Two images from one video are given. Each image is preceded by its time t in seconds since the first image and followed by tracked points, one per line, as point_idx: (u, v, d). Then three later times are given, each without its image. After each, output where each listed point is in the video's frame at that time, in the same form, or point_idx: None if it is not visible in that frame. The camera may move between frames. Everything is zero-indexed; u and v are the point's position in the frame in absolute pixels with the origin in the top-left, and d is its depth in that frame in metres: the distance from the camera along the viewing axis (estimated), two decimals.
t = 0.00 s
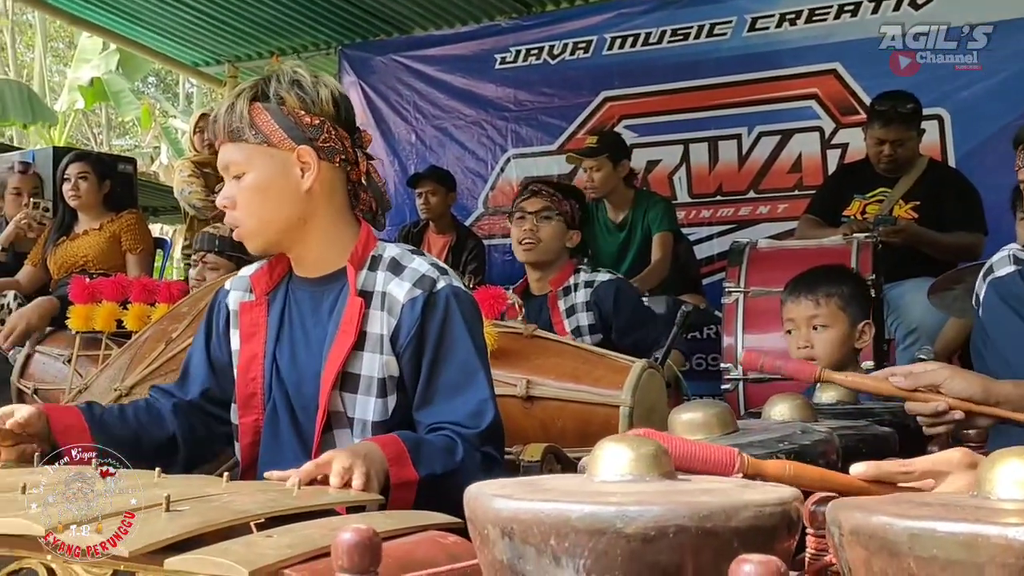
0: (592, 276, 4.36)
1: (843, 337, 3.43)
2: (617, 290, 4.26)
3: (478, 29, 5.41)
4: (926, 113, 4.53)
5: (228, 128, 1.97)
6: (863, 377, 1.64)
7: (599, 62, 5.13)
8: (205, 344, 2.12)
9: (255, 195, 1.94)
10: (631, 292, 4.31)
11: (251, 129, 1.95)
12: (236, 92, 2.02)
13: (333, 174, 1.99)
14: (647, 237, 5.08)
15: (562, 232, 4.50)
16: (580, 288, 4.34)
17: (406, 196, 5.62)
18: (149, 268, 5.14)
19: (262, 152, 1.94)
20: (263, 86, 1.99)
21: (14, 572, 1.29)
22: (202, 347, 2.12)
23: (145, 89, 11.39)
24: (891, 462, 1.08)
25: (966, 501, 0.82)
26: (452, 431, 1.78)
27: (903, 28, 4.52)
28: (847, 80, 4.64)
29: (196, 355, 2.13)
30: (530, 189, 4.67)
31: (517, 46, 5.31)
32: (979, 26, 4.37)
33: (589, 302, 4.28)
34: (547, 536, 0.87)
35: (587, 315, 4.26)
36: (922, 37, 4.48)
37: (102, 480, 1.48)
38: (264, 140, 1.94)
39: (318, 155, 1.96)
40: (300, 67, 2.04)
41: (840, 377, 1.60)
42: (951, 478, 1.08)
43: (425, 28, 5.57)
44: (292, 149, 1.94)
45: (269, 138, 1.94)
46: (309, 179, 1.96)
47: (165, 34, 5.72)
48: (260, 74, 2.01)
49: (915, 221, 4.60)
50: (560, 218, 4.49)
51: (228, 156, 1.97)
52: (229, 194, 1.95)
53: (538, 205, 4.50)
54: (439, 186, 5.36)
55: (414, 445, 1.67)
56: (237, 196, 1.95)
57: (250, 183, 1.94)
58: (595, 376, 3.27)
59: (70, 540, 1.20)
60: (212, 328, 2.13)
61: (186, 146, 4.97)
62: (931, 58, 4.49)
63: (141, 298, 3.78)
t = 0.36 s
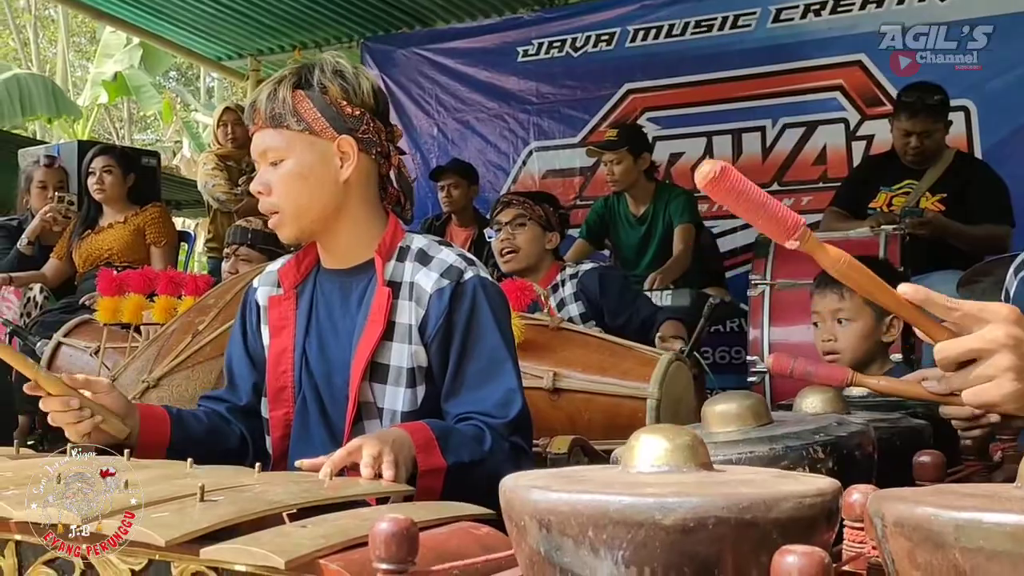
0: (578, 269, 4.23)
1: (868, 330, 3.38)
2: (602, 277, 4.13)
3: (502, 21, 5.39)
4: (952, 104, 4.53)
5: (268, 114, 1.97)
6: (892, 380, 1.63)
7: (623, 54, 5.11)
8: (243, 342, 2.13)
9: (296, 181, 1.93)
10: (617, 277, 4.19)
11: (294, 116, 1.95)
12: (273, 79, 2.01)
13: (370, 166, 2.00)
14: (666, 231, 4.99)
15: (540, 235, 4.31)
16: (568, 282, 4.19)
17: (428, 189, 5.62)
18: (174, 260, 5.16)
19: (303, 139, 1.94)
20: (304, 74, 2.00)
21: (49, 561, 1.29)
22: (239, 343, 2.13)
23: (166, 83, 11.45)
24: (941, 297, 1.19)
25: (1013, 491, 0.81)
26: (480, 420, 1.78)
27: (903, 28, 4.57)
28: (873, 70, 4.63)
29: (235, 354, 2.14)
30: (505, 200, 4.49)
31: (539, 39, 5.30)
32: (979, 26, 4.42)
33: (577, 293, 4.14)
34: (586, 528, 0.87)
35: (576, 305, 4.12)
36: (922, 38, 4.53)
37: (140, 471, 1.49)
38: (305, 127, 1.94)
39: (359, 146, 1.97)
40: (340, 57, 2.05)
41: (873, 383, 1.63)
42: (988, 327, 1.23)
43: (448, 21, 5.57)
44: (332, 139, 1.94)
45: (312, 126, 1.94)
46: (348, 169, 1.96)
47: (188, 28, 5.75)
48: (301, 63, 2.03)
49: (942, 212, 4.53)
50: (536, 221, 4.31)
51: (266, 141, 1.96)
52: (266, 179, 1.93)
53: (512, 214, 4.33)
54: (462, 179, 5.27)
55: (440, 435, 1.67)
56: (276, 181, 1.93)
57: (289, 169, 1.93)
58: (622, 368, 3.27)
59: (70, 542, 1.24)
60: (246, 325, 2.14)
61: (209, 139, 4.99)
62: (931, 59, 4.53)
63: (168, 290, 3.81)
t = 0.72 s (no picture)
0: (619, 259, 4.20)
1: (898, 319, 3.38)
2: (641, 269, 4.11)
3: (524, 12, 5.38)
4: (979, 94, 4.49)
5: (302, 101, 1.97)
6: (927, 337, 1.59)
7: (646, 44, 5.09)
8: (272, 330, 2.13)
9: (328, 168, 1.93)
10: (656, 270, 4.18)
11: (329, 103, 1.95)
12: (307, 66, 2.01)
13: (403, 155, 2.00)
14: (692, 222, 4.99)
15: (585, 219, 4.23)
16: (607, 271, 4.16)
17: (451, 181, 5.62)
18: (198, 252, 5.19)
19: (336, 126, 1.94)
20: (338, 60, 1.99)
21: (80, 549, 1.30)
22: (270, 332, 2.13)
23: (188, 76, 11.49)
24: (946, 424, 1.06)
25: None
26: (479, 411, 1.79)
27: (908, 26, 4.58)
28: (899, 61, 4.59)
29: (266, 344, 2.13)
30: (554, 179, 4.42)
31: (562, 30, 5.28)
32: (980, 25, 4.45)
33: (615, 283, 4.11)
34: (615, 522, 0.87)
35: (613, 295, 4.11)
36: (921, 37, 4.56)
37: (165, 460, 1.49)
38: (338, 114, 1.94)
39: (392, 134, 1.97)
40: (375, 45, 2.04)
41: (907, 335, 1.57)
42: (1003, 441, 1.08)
43: (470, 12, 5.56)
44: (366, 126, 1.95)
45: (345, 113, 1.94)
46: (381, 157, 1.96)
47: (211, 20, 5.76)
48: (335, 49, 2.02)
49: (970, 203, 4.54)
50: (582, 205, 4.22)
51: (298, 128, 1.96)
52: (298, 165, 1.93)
53: (558, 195, 4.27)
54: (483, 170, 5.26)
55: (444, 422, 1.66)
56: (309, 169, 1.93)
57: (322, 155, 1.93)
58: (647, 359, 3.26)
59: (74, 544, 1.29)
60: (275, 311, 2.14)
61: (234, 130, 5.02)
62: (931, 58, 4.56)
63: (193, 280, 3.85)
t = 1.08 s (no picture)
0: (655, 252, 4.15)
1: (921, 315, 3.36)
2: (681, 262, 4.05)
3: (544, 6, 5.38)
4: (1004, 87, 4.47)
5: (312, 94, 1.96)
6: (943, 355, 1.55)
7: (666, 38, 5.08)
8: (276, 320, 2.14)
9: (337, 163, 1.93)
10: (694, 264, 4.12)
11: (341, 99, 1.94)
12: (318, 60, 2.00)
13: (412, 151, 2.00)
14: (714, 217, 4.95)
15: (624, 209, 4.24)
16: (643, 265, 4.12)
17: (470, 175, 5.61)
18: (218, 247, 5.22)
19: (346, 122, 1.94)
20: (350, 54, 1.97)
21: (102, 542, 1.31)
22: (274, 326, 2.15)
23: (209, 71, 11.55)
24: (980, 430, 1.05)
25: None
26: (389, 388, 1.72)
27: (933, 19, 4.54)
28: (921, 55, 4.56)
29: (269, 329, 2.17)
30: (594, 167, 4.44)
31: (581, 23, 5.26)
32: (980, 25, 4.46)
33: (651, 277, 4.07)
34: (632, 517, 0.87)
35: (648, 290, 4.07)
36: (922, 38, 4.55)
37: (187, 454, 1.49)
38: (350, 109, 1.94)
39: (402, 130, 1.97)
40: (388, 39, 2.02)
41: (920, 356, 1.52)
42: None
43: (489, 6, 5.55)
44: (376, 122, 1.94)
45: (356, 109, 1.93)
46: (390, 153, 1.96)
47: (232, 16, 5.79)
48: (348, 43, 2.00)
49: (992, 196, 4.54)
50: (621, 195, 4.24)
51: (308, 122, 1.95)
52: (308, 159, 1.94)
53: (599, 182, 4.30)
54: (502, 165, 5.27)
55: (358, 420, 1.64)
56: (319, 163, 1.93)
57: (331, 151, 1.93)
58: (667, 354, 3.25)
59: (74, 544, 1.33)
60: (281, 303, 2.16)
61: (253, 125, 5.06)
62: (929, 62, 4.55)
63: (214, 275, 3.85)
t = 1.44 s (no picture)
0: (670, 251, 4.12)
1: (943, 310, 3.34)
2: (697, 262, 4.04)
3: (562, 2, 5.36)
4: None
5: (308, 95, 1.94)
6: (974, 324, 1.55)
7: (685, 33, 5.06)
8: (256, 317, 2.11)
9: (337, 163, 1.92)
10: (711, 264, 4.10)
11: (339, 99, 1.93)
12: (313, 61, 1.99)
13: (407, 152, 2.01)
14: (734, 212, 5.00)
15: (631, 210, 4.19)
16: (659, 264, 4.10)
17: (489, 171, 5.61)
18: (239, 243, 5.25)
19: (345, 121, 1.93)
20: (346, 55, 1.97)
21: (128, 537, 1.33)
22: (253, 320, 2.11)
23: (229, 69, 11.61)
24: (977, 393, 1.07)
25: None
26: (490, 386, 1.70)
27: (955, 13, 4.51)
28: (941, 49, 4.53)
29: (245, 323, 2.13)
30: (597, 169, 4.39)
31: (600, 19, 5.25)
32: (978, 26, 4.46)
33: (668, 277, 4.05)
34: (658, 512, 0.87)
35: (665, 290, 4.05)
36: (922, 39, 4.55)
37: (210, 450, 1.50)
38: (350, 110, 1.93)
39: (399, 130, 1.98)
40: (379, 44, 2.03)
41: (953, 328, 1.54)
42: None
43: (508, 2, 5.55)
44: (374, 123, 1.94)
45: (356, 109, 1.93)
46: (388, 153, 1.96)
47: (251, 13, 5.81)
48: (342, 45, 2.01)
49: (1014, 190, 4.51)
50: (627, 196, 4.19)
51: (305, 123, 1.93)
52: (306, 159, 1.92)
53: (603, 185, 4.24)
54: (523, 161, 5.28)
55: (494, 400, 1.65)
56: (317, 163, 1.92)
57: (330, 151, 1.92)
58: (688, 350, 3.24)
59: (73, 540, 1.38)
60: (261, 302, 2.12)
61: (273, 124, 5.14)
62: (931, 58, 4.54)
63: (235, 272, 3.88)
